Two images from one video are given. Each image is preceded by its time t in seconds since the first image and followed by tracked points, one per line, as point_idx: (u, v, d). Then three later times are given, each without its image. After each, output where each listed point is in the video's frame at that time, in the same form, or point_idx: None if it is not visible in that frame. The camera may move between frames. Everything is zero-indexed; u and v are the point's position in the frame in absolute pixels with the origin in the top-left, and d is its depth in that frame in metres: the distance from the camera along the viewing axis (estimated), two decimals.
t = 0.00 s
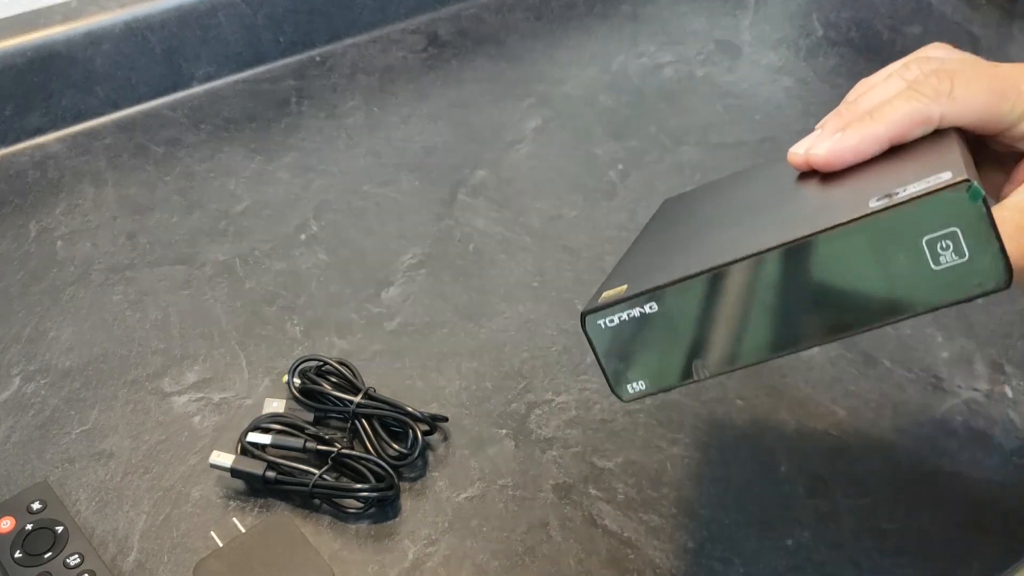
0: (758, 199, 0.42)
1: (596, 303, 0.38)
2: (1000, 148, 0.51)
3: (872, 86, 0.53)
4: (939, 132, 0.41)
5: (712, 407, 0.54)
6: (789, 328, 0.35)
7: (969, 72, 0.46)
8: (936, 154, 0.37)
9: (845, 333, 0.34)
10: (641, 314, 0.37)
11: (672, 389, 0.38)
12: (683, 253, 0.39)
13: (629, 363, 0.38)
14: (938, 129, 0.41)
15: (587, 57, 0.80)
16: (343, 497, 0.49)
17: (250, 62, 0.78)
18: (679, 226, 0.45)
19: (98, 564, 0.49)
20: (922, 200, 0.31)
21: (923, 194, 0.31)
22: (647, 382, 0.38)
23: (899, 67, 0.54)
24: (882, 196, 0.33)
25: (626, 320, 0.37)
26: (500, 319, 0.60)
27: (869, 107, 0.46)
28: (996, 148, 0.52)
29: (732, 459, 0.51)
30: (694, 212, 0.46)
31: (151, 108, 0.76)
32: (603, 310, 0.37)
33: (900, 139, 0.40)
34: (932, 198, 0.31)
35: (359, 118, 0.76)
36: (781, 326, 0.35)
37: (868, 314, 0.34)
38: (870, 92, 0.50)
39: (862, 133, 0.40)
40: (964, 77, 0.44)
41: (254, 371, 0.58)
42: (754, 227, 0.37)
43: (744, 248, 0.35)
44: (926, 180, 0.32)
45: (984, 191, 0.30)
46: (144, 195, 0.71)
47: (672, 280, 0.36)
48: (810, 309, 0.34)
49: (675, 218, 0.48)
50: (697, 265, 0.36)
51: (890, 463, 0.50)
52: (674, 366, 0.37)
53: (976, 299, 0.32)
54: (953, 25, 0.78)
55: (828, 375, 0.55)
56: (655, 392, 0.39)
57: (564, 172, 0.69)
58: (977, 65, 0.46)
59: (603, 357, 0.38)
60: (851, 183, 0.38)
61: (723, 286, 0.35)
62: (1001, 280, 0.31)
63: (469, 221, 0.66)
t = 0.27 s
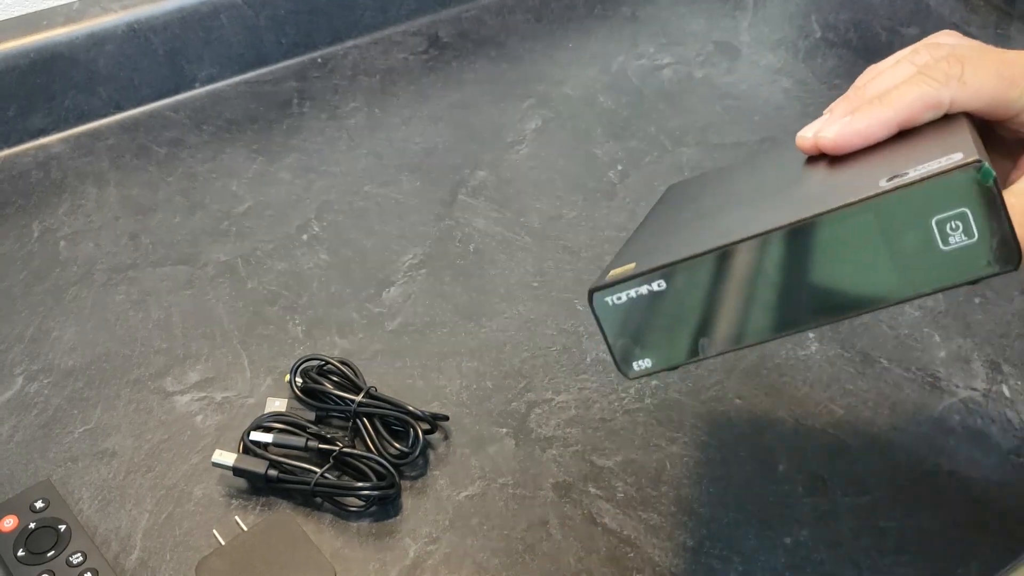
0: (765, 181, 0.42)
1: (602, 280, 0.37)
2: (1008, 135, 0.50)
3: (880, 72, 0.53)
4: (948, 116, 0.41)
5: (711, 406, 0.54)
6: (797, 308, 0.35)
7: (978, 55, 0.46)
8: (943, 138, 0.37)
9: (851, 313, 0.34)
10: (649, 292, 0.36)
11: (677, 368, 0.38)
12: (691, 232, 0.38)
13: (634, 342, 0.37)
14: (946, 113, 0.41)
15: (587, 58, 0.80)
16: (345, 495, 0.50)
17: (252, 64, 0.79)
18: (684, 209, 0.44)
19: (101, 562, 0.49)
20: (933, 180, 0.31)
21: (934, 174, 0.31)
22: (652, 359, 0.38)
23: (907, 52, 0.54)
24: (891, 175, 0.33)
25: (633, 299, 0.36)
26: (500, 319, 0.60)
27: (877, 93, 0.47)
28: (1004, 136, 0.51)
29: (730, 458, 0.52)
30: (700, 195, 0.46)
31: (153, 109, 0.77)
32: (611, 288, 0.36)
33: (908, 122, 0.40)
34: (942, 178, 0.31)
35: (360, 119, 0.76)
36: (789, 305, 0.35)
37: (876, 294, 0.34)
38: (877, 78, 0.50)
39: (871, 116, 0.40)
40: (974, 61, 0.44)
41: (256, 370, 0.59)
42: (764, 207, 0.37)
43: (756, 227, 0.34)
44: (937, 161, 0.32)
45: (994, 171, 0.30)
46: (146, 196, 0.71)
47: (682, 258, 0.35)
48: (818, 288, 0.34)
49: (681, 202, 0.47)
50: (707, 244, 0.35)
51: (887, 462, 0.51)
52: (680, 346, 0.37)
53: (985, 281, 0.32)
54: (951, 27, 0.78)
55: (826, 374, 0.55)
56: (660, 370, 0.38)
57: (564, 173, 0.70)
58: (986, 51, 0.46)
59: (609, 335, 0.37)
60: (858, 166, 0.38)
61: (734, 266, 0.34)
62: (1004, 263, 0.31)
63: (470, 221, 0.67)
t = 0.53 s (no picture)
0: (772, 175, 0.43)
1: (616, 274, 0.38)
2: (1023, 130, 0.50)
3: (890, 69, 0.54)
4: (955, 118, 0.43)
5: (711, 406, 0.54)
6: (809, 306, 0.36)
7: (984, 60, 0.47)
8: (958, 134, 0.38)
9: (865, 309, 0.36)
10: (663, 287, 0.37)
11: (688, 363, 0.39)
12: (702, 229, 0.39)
13: (649, 336, 0.38)
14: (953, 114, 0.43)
15: (587, 58, 0.80)
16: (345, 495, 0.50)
17: (252, 64, 0.79)
18: (691, 204, 0.45)
19: (101, 562, 0.49)
20: (951, 176, 0.34)
21: (955, 172, 0.34)
22: (666, 354, 0.39)
23: (915, 51, 0.54)
24: (906, 172, 0.35)
25: (647, 294, 0.37)
26: (500, 319, 0.60)
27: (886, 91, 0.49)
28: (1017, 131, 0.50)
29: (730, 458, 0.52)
30: (705, 190, 0.47)
31: (153, 109, 0.77)
32: (625, 283, 0.37)
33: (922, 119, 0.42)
34: (963, 175, 0.34)
35: (360, 118, 0.76)
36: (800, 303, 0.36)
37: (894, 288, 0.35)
38: (886, 78, 0.51)
39: (885, 116, 0.43)
40: (978, 67, 0.47)
41: (256, 370, 0.59)
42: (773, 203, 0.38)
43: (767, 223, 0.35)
44: (951, 158, 0.35)
45: (1011, 169, 0.33)
46: (146, 196, 0.71)
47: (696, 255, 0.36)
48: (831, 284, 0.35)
49: (685, 198, 0.48)
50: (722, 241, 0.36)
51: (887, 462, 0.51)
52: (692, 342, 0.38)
53: (998, 273, 0.35)
54: (951, 27, 0.78)
55: (826, 374, 0.55)
56: (674, 364, 0.39)
57: (564, 173, 0.70)
58: (993, 55, 0.49)
59: (623, 329, 0.39)
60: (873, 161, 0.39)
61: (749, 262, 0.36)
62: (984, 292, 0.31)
63: (470, 221, 0.67)
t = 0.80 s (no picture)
0: (760, 177, 0.43)
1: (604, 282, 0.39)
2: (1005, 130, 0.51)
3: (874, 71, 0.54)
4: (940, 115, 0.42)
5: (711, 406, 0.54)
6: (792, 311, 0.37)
7: (969, 59, 0.46)
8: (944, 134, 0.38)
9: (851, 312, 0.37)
10: (650, 294, 0.38)
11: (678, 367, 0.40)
12: (691, 234, 0.40)
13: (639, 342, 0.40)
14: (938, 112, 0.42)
15: (587, 58, 0.80)
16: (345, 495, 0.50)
17: (252, 64, 0.79)
18: (680, 207, 0.46)
19: (101, 562, 0.49)
20: (934, 181, 0.33)
21: (938, 176, 0.33)
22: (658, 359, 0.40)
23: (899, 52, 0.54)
24: (890, 176, 0.35)
25: (634, 300, 0.38)
26: (500, 319, 0.60)
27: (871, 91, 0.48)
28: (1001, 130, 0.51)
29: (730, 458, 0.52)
30: (694, 192, 0.47)
31: (153, 109, 0.77)
32: (611, 291, 0.38)
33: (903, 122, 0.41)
34: (945, 178, 0.33)
35: (360, 118, 0.76)
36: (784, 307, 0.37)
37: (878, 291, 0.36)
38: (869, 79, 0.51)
39: (868, 117, 0.42)
40: (964, 62, 0.46)
41: (256, 370, 0.59)
42: (758, 208, 0.39)
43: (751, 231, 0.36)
44: (934, 162, 0.35)
45: (993, 173, 0.33)
46: (146, 196, 0.71)
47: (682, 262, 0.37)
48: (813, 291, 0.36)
49: (676, 199, 0.48)
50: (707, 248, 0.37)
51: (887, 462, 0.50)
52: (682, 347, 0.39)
53: (987, 274, 0.35)
54: (952, 27, 0.78)
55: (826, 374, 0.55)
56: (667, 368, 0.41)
57: (564, 173, 0.70)
58: (977, 51, 0.48)
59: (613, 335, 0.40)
60: (857, 162, 0.39)
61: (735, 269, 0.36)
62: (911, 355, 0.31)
63: (470, 221, 0.67)
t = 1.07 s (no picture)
0: (743, 180, 0.43)
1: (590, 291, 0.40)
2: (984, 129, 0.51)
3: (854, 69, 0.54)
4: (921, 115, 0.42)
5: (711, 405, 0.54)
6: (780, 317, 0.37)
7: (946, 60, 0.46)
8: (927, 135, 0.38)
9: (838, 316, 0.37)
10: (638, 302, 0.38)
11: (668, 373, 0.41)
12: (675, 240, 0.40)
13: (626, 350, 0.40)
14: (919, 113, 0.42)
15: (587, 58, 0.80)
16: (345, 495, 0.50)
17: (252, 64, 0.79)
18: (664, 210, 0.46)
19: (101, 562, 0.49)
20: (918, 184, 0.34)
21: (922, 179, 0.34)
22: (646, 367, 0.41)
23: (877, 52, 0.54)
24: (874, 180, 0.35)
25: (622, 309, 0.39)
26: (500, 319, 0.60)
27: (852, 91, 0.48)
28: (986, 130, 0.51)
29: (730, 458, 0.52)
30: (678, 193, 0.47)
31: (153, 109, 0.77)
32: (598, 300, 0.39)
33: (882, 123, 0.41)
34: (930, 182, 0.34)
35: (360, 118, 0.76)
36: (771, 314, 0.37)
37: (865, 295, 0.36)
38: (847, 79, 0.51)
39: (848, 117, 0.41)
40: (944, 61, 0.46)
41: (256, 370, 0.59)
42: (742, 213, 0.39)
43: (736, 238, 0.36)
44: (918, 164, 0.35)
45: (976, 174, 0.33)
46: (146, 196, 0.71)
47: (668, 270, 0.37)
48: (798, 296, 0.37)
49: (660, 201, 0.49)
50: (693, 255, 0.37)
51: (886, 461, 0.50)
52: (671, 354, 0.40)
53: (971, 276, 0.35)
54: (951, 27, 0.78)
55: (825, 374, 0.55)
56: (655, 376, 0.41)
57: (564, 173, 0.70)
58: (956, 50, 0.47)
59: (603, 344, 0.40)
60: (839, 165, 0.39)
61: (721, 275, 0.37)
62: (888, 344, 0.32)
63: (470, 221, 0.67)
